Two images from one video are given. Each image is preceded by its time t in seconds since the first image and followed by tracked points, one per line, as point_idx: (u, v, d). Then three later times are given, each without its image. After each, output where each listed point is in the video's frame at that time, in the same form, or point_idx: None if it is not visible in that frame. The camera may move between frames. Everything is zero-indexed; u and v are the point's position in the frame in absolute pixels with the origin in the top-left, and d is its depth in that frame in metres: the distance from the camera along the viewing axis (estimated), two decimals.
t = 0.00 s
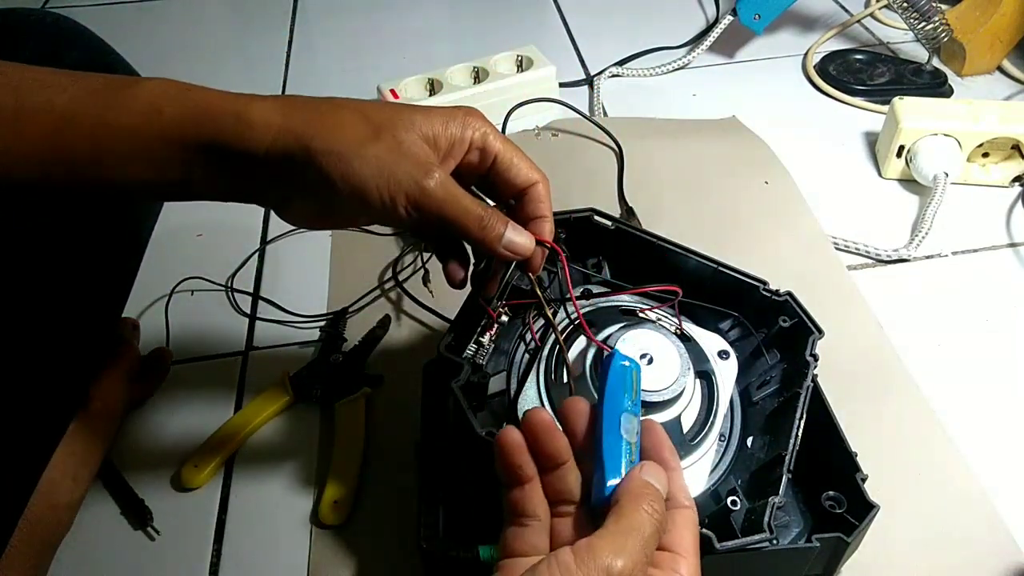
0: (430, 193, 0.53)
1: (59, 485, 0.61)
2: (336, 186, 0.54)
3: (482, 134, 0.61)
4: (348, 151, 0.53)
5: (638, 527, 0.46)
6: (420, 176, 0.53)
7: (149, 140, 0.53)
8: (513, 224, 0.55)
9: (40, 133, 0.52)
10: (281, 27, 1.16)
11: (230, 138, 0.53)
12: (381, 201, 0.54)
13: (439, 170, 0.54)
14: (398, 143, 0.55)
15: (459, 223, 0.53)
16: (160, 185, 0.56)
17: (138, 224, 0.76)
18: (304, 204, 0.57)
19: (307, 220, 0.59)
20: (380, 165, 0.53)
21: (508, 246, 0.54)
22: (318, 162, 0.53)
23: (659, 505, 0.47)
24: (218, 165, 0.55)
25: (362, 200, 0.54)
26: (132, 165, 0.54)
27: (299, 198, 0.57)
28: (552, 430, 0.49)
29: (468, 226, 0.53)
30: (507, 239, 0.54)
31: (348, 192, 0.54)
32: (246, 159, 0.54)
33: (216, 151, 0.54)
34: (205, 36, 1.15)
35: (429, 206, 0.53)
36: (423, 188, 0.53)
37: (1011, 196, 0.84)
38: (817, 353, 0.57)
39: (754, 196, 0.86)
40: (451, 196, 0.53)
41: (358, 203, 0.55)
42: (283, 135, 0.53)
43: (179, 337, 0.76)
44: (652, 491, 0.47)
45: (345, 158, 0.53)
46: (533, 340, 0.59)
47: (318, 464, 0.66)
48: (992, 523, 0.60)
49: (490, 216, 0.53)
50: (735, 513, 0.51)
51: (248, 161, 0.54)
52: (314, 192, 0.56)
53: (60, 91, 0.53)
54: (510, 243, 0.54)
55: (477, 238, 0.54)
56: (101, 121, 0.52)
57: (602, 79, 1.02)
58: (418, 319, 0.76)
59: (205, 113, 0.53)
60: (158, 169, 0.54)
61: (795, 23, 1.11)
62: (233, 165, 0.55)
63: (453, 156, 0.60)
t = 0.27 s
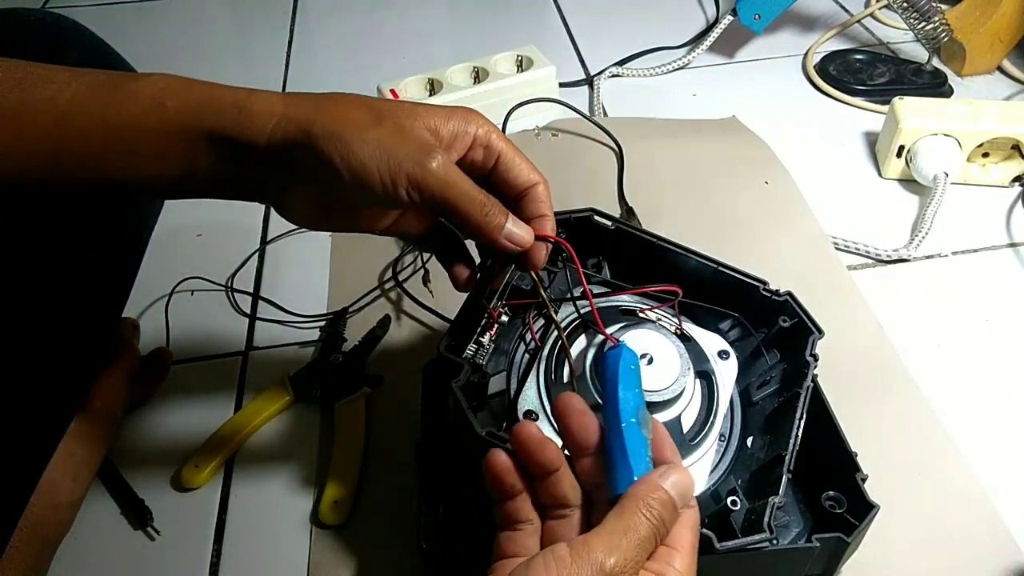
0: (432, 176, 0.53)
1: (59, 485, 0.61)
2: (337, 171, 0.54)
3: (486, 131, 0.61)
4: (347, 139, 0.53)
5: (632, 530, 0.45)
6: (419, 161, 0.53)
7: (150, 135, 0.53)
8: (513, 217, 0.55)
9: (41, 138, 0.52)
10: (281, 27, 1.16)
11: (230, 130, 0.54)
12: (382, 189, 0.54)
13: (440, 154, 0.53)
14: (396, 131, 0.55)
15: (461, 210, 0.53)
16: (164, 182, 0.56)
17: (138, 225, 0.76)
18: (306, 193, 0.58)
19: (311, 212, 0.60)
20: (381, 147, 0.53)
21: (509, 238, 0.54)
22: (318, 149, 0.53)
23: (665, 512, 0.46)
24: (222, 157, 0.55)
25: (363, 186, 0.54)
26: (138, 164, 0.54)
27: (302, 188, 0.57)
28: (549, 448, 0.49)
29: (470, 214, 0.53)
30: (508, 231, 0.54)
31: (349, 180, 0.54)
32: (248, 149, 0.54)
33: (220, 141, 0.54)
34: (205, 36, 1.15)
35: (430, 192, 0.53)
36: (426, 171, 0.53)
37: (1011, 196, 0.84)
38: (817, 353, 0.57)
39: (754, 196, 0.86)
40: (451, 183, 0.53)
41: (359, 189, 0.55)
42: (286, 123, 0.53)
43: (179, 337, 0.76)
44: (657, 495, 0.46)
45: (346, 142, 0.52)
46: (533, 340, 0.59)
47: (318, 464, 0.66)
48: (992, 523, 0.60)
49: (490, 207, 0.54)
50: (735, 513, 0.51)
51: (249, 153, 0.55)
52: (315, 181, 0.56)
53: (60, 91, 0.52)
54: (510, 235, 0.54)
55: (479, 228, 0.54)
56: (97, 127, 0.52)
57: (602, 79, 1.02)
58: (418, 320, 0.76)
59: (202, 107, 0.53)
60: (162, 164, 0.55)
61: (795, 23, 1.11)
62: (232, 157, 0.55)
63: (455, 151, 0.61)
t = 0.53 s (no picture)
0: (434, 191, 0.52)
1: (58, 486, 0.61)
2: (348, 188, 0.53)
3: (489, 119, 0.60)
4: (351, 155, 0.52)
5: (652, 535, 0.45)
6: (424, 172, 0.52)
7: (159, 150, 0.51)
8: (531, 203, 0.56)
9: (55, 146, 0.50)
10: (281, 27, 1.16)
11: (237, 144, 0.52)
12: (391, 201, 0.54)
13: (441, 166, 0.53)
14: (398, 141, 0.54)
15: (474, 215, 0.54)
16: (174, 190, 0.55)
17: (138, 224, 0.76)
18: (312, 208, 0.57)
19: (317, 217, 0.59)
20: (383, 164, 0.52)
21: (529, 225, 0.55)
22: (323, 166, 0.52)
23: (682, 515, 0.46)
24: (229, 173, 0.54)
25: (374, 202, 0.54)
26: (153, 176, 0.52)
27: (312, 202, 0.56)
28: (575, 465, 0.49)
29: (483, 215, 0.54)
30: (525, 216, 0.55)
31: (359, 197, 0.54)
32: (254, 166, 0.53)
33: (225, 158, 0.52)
34: (205, 36, 1.15)
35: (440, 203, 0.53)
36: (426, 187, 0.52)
37: (1011, 196, 0.84)
38: (817, 353, 0.57)
39: (754, 196, 0.86)
40: (460, 191, 0.52)
41: (367, 204, 0.54)
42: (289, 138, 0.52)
43: (178, 337, 0.76)
44: (675, 497, 0.46)
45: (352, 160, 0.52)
46: (533, 340, 0.59)
47: (318, 464, 0.66)
48: (992, 523, 0.60)
49: (502, 202, 0.54)
50: (735, 513, 0.51)
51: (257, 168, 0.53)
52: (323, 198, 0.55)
53: (62, 100, 0.50)
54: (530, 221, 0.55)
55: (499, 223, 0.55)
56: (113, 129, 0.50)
57: (602, 79, 1.02)
58: (418, 320, 0.76)
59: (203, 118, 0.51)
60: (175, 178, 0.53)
61: (795, 23, 1.11)
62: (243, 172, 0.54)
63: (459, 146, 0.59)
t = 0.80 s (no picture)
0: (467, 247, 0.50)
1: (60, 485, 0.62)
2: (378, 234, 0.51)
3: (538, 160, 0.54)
4: (382, 211, 0.51)
5: (655, 527, 0.43)
6: (453, 233, 0.50)
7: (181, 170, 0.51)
8: (571, 257, 0.50)
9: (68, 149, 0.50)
10: (281, 27, 1.16)
11: (268, 179, 0.52)
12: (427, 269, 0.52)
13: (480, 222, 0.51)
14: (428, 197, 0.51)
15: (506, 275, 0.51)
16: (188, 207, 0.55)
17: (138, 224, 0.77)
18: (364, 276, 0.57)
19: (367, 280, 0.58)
20: (418, 216, 0.50)
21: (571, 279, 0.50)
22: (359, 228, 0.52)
23: (683, 496, 0.45)
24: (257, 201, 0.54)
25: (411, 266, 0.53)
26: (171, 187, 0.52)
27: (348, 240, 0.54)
28: (576, 443, 0.50)
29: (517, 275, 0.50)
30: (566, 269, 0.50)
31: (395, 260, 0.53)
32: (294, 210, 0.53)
33: (245, 181, 0.52)
34: (205, 36, 1.15)
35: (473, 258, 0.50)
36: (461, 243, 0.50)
37: (1011, 196, 0.84)
38: (817, 353, 0.57)
39: (754, 196, 0.86)
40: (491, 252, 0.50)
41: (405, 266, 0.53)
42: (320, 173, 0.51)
43: (179, 337, 0.76)
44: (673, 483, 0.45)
45: (383, 208, 0.50)
46: (533, 340, 0.59)
47: (318, 464, 0.66)
48: (991, 523, 0.60)
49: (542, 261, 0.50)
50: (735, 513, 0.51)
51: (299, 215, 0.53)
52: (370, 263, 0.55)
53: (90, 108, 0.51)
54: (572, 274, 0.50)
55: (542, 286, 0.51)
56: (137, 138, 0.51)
57: (602, 79, 1.02)
58: (419, 320, 0.76)
59: (244, 151, 0.51)
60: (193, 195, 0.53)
61: (795, 23, 1.11)
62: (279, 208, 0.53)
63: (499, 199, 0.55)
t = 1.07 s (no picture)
0: (466, 210, 0.53)
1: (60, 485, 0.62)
2: (377, 196, 0.54)
3: (543, 138, 0.58)
4: (393, 172, 0.53)
5: (614, 464, 0.44)
6: (461, 192, 0.53)
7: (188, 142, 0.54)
8: (568, 247, 0.55)
9: (78, 128, 0.53)
10: (281, 27, 1.16)
11: (269, 154, 0.54)
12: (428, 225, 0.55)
13: (482, 186, 0.53)
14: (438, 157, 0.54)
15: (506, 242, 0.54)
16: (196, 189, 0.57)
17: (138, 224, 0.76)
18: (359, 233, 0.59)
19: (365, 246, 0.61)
20: (418, 177, 0.53)
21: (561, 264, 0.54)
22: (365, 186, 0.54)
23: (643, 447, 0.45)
24: (262, 175, 0.56)
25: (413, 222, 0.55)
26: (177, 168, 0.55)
27: (349, 215, 0.57)
28: (558, 401, 0.53)
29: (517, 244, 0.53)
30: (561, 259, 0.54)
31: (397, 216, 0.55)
32: (299, 177, 0.55)
33: (249, 154, 0.54)
34: (206, 36, 1.16)
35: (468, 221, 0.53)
36: (461, 205, 0.53)
37: (1011, 196, 0.84)
38: (817, 353, 0.56)
39: (754, 196, 0.86)
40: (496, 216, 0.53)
41: (402, 222, 0.55)
42: (326, 138, 0.54)
43: (178, 337, 0.76)
44: (627, 435, 0.45)
45: (386, 169, 0.53)
46: (533, 340, 0.59)
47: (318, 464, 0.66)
48: (991, 523, 0.60)
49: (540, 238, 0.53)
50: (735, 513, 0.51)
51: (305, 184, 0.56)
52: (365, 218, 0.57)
53: (101, 87, 0.54)
54: (564, 262, 0.54)
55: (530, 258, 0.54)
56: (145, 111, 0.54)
57: (602, 79, 1.02)
58: (418, 320, 0.76)
59: (255, 118, 0.54)
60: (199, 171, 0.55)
61: (795, 23, 1.11)
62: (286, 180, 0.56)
63: (506, 169, 0.58)
